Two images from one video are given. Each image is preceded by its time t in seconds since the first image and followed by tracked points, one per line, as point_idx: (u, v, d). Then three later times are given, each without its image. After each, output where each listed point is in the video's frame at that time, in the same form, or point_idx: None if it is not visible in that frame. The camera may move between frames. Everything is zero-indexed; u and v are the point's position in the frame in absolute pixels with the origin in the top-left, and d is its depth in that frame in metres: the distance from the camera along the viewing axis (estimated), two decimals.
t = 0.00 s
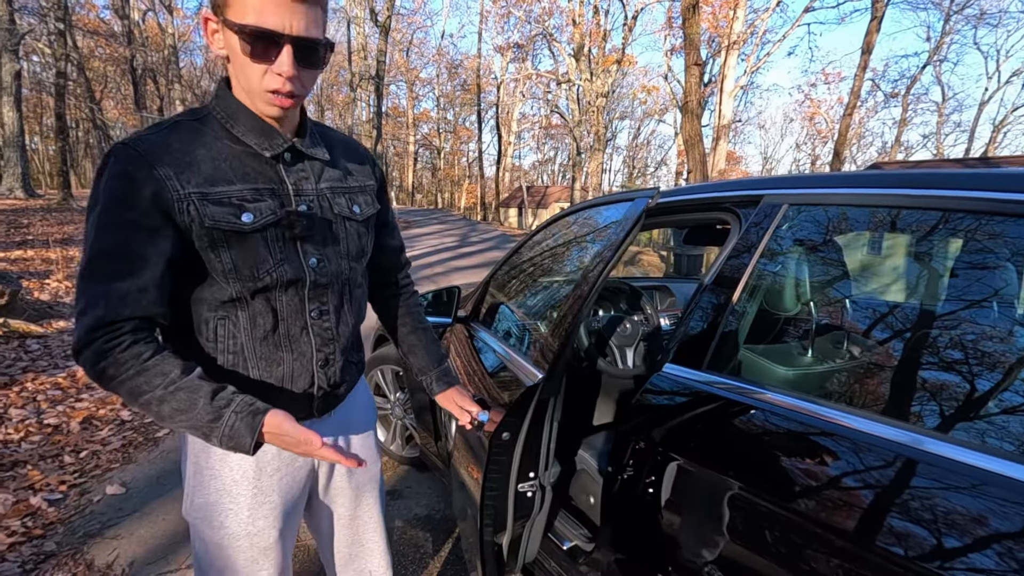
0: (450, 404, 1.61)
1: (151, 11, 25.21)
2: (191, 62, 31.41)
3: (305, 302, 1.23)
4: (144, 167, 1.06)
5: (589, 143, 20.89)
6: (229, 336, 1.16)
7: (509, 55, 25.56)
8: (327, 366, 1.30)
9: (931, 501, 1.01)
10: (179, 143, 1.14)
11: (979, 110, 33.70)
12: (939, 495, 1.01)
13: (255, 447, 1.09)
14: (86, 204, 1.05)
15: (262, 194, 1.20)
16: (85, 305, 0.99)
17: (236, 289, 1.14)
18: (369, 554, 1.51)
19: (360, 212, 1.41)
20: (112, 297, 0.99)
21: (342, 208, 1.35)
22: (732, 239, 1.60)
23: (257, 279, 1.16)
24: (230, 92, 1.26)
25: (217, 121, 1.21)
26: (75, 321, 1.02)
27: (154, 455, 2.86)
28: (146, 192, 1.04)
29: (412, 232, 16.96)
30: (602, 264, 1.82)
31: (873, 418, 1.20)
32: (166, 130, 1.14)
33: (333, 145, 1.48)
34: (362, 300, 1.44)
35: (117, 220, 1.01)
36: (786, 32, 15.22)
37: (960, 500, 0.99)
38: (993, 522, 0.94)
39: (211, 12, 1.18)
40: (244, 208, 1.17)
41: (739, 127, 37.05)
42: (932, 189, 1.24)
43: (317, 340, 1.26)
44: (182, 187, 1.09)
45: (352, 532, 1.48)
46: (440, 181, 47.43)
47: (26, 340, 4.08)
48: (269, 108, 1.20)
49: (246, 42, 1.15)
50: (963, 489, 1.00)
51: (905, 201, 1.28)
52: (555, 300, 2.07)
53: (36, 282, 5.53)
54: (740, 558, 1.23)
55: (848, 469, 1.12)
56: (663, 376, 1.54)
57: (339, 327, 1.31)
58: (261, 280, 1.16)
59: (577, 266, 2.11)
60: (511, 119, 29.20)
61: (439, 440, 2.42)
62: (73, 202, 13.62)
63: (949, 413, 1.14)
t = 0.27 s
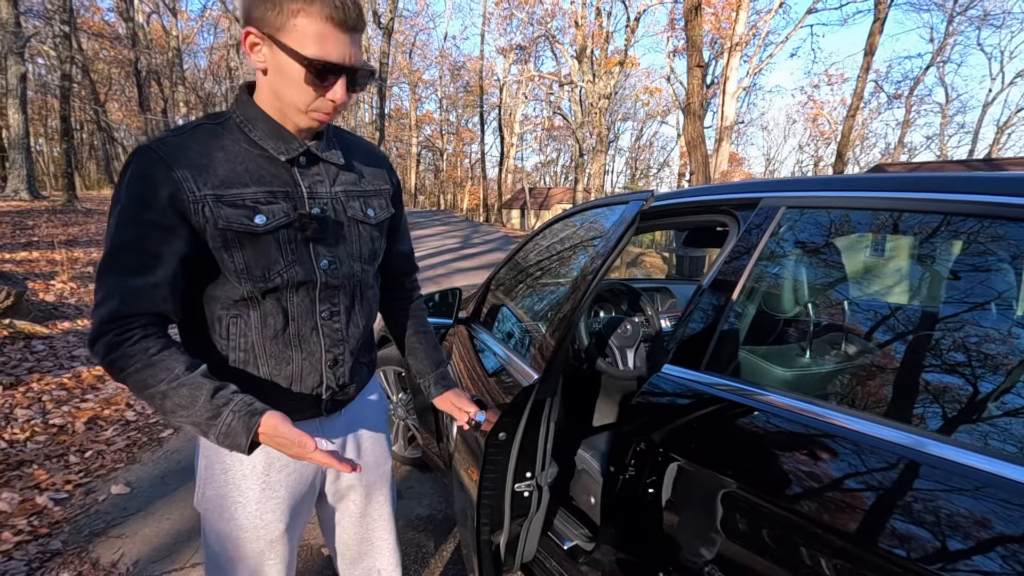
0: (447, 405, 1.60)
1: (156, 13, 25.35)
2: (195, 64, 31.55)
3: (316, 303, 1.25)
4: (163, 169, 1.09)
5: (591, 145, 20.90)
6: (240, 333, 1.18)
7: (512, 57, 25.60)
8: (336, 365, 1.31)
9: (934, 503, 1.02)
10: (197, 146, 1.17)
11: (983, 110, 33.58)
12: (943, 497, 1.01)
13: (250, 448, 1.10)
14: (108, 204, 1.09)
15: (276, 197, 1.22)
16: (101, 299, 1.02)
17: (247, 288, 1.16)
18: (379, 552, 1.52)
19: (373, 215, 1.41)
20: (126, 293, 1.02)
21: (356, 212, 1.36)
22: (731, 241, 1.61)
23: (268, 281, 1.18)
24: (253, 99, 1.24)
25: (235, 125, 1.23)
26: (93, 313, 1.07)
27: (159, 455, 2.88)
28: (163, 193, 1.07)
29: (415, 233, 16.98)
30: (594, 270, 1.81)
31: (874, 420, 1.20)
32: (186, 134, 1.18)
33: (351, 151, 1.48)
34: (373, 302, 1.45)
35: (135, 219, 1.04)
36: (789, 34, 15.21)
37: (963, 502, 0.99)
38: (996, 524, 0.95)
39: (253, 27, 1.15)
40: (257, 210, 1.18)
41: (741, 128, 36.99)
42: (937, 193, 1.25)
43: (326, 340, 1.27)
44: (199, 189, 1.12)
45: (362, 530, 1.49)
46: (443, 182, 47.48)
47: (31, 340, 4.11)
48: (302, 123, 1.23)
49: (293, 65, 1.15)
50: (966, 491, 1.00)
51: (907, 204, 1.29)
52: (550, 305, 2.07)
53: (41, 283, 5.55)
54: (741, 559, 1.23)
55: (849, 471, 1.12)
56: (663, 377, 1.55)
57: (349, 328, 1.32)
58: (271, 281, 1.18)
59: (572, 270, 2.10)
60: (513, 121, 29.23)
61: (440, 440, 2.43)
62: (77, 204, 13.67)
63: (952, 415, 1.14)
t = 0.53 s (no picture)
0: (470, 406, 1.60)
1: (158, 15, 25.48)
2: (197, 66, 31.64)
3: (345, 307, 1.28)
4: (224, 166, 1.14)
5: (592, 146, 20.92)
6: (272, 328, 1.21)
7: (513, 58, 25.63)
8: (356, 369, 1.34)
9: (935, 505, 1.02)
10: (254, 148, 1.22)
11: (984, 112, 33.52)
12: (943, 499, 1.02)
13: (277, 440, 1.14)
14: (163, 192, 1.14)
15: (322, 205, 1.25)
16: (152, 282, 1.07)
17: (285, 287, 1.20)
18: (392, 546, 1.55)
19: (405, 230, 1.44)
20: (176, 279, 1.07)
21: (391, 226, 1.40)
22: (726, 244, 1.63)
23: (304, 283, 1.21)
24: (320, 116, 1.29)
25: (292, 133, 1.28)
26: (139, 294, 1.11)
27: (162, 455, 2.90)
28: (220, 189, 1.12)
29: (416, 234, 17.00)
30: (619, 270, 1.86)
31: (874, 422, 1.21)
32: (250, 136, 1.23)
33: (393, 170, 1.52)
34: (395, 310, 1.48)
35: (190, 210, 1.09)
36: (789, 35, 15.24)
37: (962, 503, 1.00)
38: (997, 526, 0.95)
39: (353, 65, 1.21)
40: (305, 215, 1.22)
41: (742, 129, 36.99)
42: (938, 198, 1.25)
43: (351, 344, 1.31)
44: (254, 189, 1.16)
45: (375, 524, 1.52)
46: (444, 183, 47.52)
47: (35, 341, 4.14)
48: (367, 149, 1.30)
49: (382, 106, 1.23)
50: (966, 492, 1.01)
51: (904, 208, 1.30)
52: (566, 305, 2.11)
53: (44, 284, 5.54)
54: (738, 558, 1.24)
55: (849, 472, 1.13)
56: (661, 377, 1.56)
57: (372, 334, 1.35)
58: (308, 282, 1.21)
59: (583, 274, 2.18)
60: (514, 122, 29.27)
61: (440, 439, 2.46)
62: (80, 205, 13.74)
63: (952, 417, 1.15)
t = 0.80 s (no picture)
0: (528, 387, 1.71)
1: (158, 16, 25.57)
2: (197, 67, 31.72)
3: (365, 301, 1.34)
4: (267, 162, 1.22)
5: (591, 147, 20.94)
6: (299, 316, 1.26)
7: (513, 60, 25.69)
8: (371, 361, 1.39)
9: (933, 503, 1.01)
10: (295, 147, 1.30)
11: (983, 113, 33.53)
12: (941, 497, 1.01)
13: (310, 415, 1.18)
14: (209, 182, 1.21)
15: (352, 204, 1.32)
16: (196, 263, 1.13)
17: (313, 277, 1.25)
18: (401, 540, 1.57)
19: (423, 234, 1.50)
20: (219, 262, 1.13)
21: (411, 228, 1.45)
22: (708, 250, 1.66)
23: (331, 274, 1.27)
24: (353, 124, 1.35)
25: (328, 137, 1.35)
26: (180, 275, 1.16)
27: (165, 453, 2.93)
28: (263, 182, 1.19)
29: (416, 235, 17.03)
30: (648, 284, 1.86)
31: (872, 421, 1.22)
32: (294, 137, 1.32)
33: (417, 182, 1.57)
34: (410, 310, 1.54)
35: (235, 199, 1.16)
36: (789, 37, 15.26)
37: (960, 501, 0.99)
38: (994, 524, 0.94)
39: (392, 80, 1.29)
40: (336, 211, 1.28)
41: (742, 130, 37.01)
42: (936, 201, 1.24)
43: (367, 337, 1.36)
44: (293, 183, 1.23)
45: (385, 518, 1.55)
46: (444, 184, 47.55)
47: (39, 341, 4.16)
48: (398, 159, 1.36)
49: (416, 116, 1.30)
50: (962, 490, 1.00)
51: (899, 210, 1.30)
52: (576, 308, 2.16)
53: (47, 284, 5.56)
54: (735, 553, 1.25)
55: (846, 470, 1.13)
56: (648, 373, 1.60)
57: (387, 329, 1.41)
58: (335, 273, 1.27)
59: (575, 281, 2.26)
60: (514, 123, 29.31)
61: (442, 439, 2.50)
62: (81, 206, 13.79)
63: (948, 416, 1.16)
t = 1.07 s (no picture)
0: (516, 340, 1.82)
1: (156, 17, 25.61)
2: (195, 68, 31.74)
3: (363, 294, 1.38)
4: (264, 164, 1.25)
5: (589, 148, 20.98)
6: (298, 309, 1.30)
7: (511, 61, 25.75)
8: (371, 351, 1.44)
9: (929, 499, 1.02)
10: (291, 149, 1.33)
11: (979, 113, 33.65)
12: (936, 492, 1.01)
13: (305, 404, 1.20)
14: (208, 184, 1.24)
15: (346, 201, 1.35)
16: (198, 262, 1.17)
17: (312, 271, 1.29)
18: (394, 525, 1.63)
19: (415, 229, 1.55)
20: (219, 260, 1.17)
21: (403, 223, 1.49)
22: (690, 255, 1.72)
23: (330, 268, 1.31)
24: (345, 127, 1.40)
25: (320, 138, 1.39)
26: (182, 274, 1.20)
27: (166, 451, 2.95)
28: (260, 183, 1.23)
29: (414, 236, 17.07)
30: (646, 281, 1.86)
31: (866, 417, 1.22)
32: (289, 138, 1.35)
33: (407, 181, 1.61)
34: (405, 302, 1.59)
35: (233, 199, 1.20)
36: (786, 38, 15.33)
37: (955, 497, 0.99)
38: (987, 518, 0.95)
39: (378, 82, 1.33)
40: (332, 208, 1.32)
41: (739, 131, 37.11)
42: (930, 203, 1.27)
43: (366, 329, 1.41)
44: (289, 183, 1.27)
45: (380, 505, 1.60)
46: (442, 185, 47.57)
47: (40, 341, 4.19)
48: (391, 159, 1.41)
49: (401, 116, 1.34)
50: (956, 485, 1.01)
51: (893, 211, 1.32)
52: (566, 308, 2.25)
53: (47, 285, 5.58)
54: (731, 546, 1.28)
55: (841, 465, 1.14)
56: (636, 369, 1.66)
57: (385, 320, 1.45)
58: (332, 267, 1.31)
59: (569, 282, 2.32)
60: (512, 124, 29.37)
61: (440, 435, 2.54)
62: (80, 207, 13.83)
63: (939, 412, 1.16)
